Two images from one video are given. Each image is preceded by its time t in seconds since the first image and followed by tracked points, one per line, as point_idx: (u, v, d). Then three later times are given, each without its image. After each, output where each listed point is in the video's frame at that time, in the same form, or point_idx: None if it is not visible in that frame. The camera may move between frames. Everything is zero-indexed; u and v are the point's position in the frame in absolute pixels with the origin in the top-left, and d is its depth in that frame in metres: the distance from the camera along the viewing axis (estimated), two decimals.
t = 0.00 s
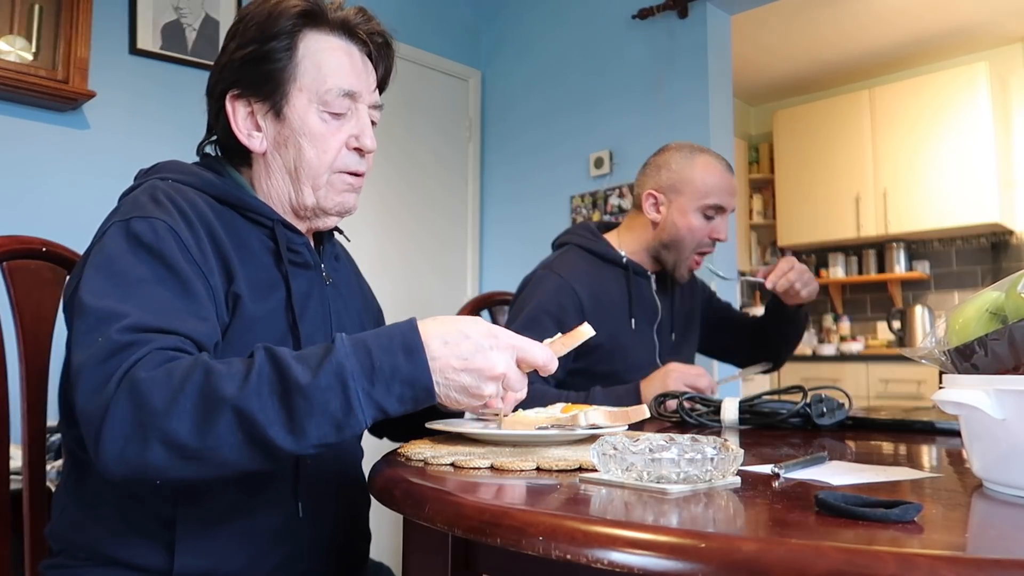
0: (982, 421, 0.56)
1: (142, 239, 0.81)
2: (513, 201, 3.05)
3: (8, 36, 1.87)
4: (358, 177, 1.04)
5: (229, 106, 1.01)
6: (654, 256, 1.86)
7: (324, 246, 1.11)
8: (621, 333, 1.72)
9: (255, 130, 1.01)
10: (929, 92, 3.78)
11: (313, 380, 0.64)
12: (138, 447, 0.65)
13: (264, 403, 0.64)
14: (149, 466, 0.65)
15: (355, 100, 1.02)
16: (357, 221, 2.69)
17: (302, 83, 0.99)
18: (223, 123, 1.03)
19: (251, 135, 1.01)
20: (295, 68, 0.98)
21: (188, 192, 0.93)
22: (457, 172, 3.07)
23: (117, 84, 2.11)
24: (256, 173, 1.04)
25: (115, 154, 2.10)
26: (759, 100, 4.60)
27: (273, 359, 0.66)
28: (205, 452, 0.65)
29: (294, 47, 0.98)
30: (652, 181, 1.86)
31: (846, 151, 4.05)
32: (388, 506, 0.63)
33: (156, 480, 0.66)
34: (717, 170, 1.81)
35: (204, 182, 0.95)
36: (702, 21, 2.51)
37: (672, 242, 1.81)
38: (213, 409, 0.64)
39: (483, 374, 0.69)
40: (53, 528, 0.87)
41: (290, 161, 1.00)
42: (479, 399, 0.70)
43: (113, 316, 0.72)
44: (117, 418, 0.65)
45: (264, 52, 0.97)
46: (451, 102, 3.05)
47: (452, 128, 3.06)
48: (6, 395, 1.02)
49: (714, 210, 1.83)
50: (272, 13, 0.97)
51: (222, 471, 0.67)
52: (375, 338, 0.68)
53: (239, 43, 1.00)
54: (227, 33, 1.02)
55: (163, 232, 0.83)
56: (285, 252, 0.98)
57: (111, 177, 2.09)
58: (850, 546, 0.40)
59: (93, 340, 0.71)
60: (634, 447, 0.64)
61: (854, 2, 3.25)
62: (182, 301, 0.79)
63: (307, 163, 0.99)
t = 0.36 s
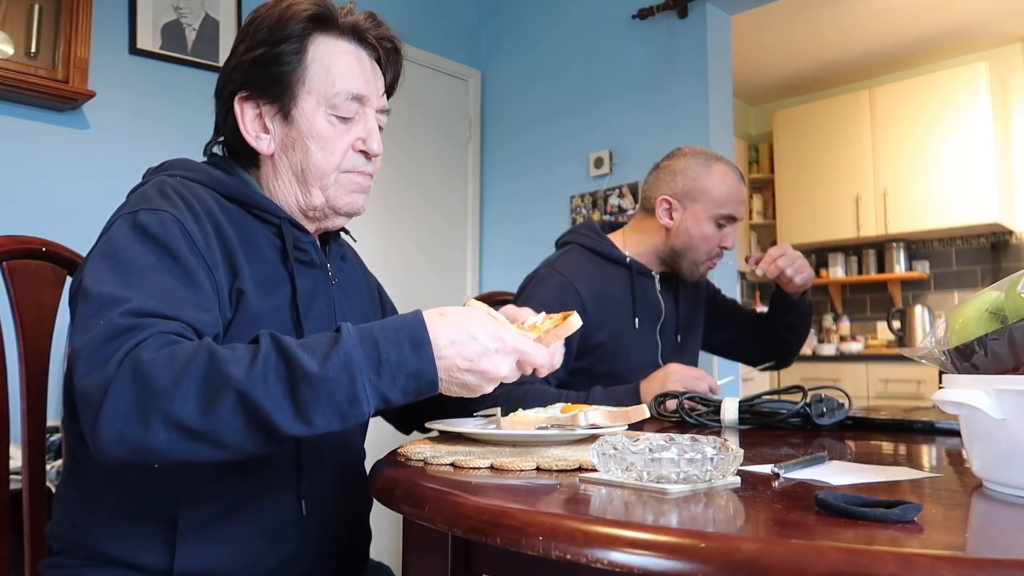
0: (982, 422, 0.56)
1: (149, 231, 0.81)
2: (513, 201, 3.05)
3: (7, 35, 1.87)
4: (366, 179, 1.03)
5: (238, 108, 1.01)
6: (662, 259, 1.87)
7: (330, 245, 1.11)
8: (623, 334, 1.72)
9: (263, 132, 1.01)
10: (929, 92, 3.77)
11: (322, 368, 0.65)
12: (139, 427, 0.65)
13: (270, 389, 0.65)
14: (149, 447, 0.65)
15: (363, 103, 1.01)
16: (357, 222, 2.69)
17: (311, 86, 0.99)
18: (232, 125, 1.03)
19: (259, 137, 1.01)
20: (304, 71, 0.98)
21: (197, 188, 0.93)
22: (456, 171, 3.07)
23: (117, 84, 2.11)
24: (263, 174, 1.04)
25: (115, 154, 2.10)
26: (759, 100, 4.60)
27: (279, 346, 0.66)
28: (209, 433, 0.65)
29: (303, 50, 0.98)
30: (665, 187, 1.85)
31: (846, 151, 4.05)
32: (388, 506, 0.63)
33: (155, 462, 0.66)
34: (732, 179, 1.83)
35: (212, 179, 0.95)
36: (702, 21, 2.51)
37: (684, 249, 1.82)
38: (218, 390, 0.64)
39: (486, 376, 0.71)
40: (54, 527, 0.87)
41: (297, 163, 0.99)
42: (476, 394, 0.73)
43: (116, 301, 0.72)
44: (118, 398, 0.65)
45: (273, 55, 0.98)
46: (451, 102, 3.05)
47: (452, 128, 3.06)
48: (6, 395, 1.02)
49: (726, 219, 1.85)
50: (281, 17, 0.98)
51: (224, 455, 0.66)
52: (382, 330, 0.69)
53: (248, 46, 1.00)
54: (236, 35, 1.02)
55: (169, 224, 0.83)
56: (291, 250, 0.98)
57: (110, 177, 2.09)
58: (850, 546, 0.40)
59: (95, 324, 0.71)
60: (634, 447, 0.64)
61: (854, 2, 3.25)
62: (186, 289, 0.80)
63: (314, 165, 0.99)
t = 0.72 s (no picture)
0: (982, 421, 0.56)
1: (162, 225, 0.82)
2: (513, 201, 3.05)
3: (8, 35, 1.87)
4: (377, 179, 1.03)
5: (248, 109, 1.01)
6: (642, 252, 1.90)
7: (342, 247, 1.10)
8: (612, 330, 1.73)
9: (273, 133, 1.01)
10: (929, 92, 3.78)
11: (338, 361, 0.65)
12: (154, 421, 0.65)
13: (286, 381, 0.65)
14: (164, 440, 0.65)
15: (372, 102, 1.01)
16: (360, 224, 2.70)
17: (320, 85, 0.98)
18: (242, 126, 1.03)
19: (269, 137, 1.01)
20: (313, 71, 0.98)
21: (210, 185, 0.93)
22: (457, 170, 3.07)
23: (117, 84, 2.11)
24: (274, 175, 1.04)
25: (115, 155, 2.10)
26: (759, 100, 4.60)
27: (291, 339, 0.67)
28: (225, 426, 0.65)
29: (312, 50, 0.98)
30: (636, 178, 1.90)
31: (846, 151, 4.05)
32: (388, 506, 0.63)
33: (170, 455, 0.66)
34: (702, 169, 1.86)
35: (225, 177, 0.95)
36: (702, 21, 2.51)
37: (656, 237, 1.85)
38: (234, 383, 0.65)
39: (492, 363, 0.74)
40: (58, 523, 0.87)
41: (308, 163, 0.99)
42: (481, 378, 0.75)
43: (128, 296, 0.72)
44: (131, 391, 0.65)
45: (282, 55, 0.98)
46: (452, 102, 3.05)
47: (452, 127, 3.06)
48: (6, 395, 1.02)
49: (698, 207, 1.87)
50: (290, 16, 0.98)
51: (240, 446, 0.67)
52: (394, 320, 0.69)
53: (257, 46, 1.00)
54: (245, 36, 1.02)
55: (183, 219, 0.83)
56: (302, 250, 0.98)
57: (110, 176, 2.09)
58: (850, 546, 0.40)
59: (107, 319, 0.71)
60: (634, 447, 0.64)
61: (854, 3, 3.25)
62: (200, 283, 0.80)
63: (325, 165, 0.99)
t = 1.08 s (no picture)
0: (981, 421, 0.56)
1: (171, 228, 0.81)
2: (513, 201, 3.05)
3: (8, 35, 1.87)
4: (387, 186, 1.02)
5: (260, 112, 1.02)
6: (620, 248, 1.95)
7: (352, 252, 1.09)
8: (597, 325, 1.75)
9: (285, 136, 1.01)
10: (929, 92, 3.77)
11: (341, 375, 0.66)
12: (155, 430, 0.65)
13: (288, 395, 0.66)
14: (165, 449, 0.65)
15: (385, 108, 1.00)
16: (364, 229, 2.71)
17: (333, 90, 0.98)
18: (254, 128, 1.04)
19: (281, 141, 1.01)
20: (326, 75, 0.98)
21: (221, 185, 0.93)
22: (457, 169, 3.07)
23: (117, 84, 2.11)
24: (285, 178, 1.04)
25: (115, 155, 2.10)
26: (759, 100, 4.60)
27: (293, 351, 0.67)
28: (228, 436, 0.66)
29: (326, 54, 0.98)
30: (602, 178, 1.97)
31: (846, 151, 4.05)
32: (388, 506, 0.63)
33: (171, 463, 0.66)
34: (662, 160, 1.91)
35: (237, 177, 0.95)
36: (702, 21, 2.51)
37: (629, 231, 1.90)
38: (238, 393, 0.65)
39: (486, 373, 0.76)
40: (60, 522, 0.87)
41: (318, 168, 0.99)
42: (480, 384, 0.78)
43: (131, 302, 0.72)
44: (132, 400, 0.65)
45: (296, 58, 0.97)
46: (452, 102, 3.05)
47: (452, 127, 3.05)
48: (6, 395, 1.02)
49: (663, 195, 1.90)
50: (305, 20, 0.97)
51: (240, 455, 0.67)
52: (395, 334, 0.70)
53: (272, 48, 1.00)
54: (260, 37, 1.02)
55: (193, 222, 0.83)
56: (312, 254, 0.97)
57: (110, 176, 2.09)
58: (851, 546, 0.40)
59: (110, 324, 0.71)
60: (634, 447, 0.64)
61: (854, 2, 3.25)
62: (206, 289, 0.79)
63: (335, 171, 0.98)
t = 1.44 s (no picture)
0: (981, 421, 0.56)
1: (176, 231, 0.81)
2: (513, 201, 3.06)
3: (7, 35, 1.87)
4: (397, 189, 1.02)
5: (268, 114, 1.01)
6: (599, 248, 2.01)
7: (359, 256, 1.09)
8: (583, 323, 1.76)
9: (294, 139, 1.01)
10: (929, 92, 3.77)
11: (337, 371, 0.67)
12: (154, 438, 0.65)
13: (288, 393, 0.66)
14: (165, 455, 0.65)
15: (395, 110, 1.00)
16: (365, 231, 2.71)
17: (342, 92, 0.98)
18: (262, 130, 1.04)
19: (290, 143, 1.01)
20: (335, 77, 0.98)
21: (228, 188, 0.93)
22: (456, 169, 3.07)
23: (117, 84, 2.11)
24: (294, 180, 1.04)
25: (115, 155, 2.10)
26: (759, 100, 4.60)
27: (288, 347, 0.68)
28: (228, 438, 0.66)
29: (334, 55, 0.97)
30: (574, 184, 2.04)
31: (846, 150, 4.05)
32: (388, 505, 0.63)
33: (171, 469, 0.66)
34: (628, 158, 2.00)
35: (244, 179, 0.95)
36: (702, 21, 2.51)
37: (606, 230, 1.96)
38: (237, 396, 0.65)
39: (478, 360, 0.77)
40: (61, 521, 0.88)
41: (327, 171, 0.99)
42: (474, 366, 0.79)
43: (131, 308, 0.72)
44: (130, 409, 0.65)
45: (304, 60, 0.97)
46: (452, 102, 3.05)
47: (452, 127, 3.05)
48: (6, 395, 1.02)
49: (634, 191, 1.98)
50: (312, 22, 0.97)
51: (241, 456, 0.68)
52: (387, 325, 0.71)
53: (279, 50, 0.99)
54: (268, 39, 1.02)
55: (198, 226, 0.82)
56: (318, 258, 0.97)
57: (110, 176, 2.09)
58: (850, 546, 0.40)
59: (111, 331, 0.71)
60: (634, 447, 0.64)
61: (854, 2, 3.25)
62: (207, 293, 0.79)
63: (344, 173, 0.98)
